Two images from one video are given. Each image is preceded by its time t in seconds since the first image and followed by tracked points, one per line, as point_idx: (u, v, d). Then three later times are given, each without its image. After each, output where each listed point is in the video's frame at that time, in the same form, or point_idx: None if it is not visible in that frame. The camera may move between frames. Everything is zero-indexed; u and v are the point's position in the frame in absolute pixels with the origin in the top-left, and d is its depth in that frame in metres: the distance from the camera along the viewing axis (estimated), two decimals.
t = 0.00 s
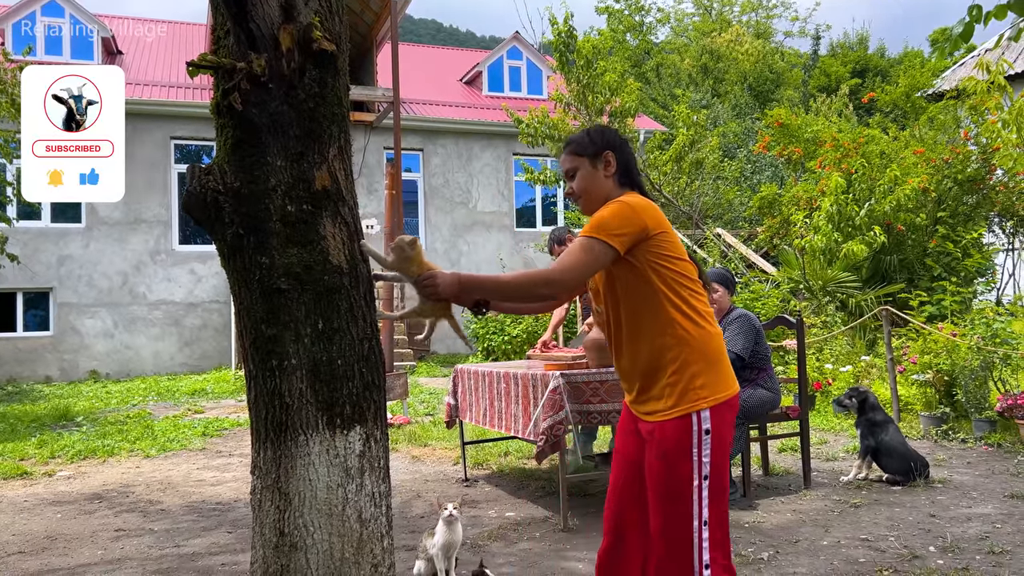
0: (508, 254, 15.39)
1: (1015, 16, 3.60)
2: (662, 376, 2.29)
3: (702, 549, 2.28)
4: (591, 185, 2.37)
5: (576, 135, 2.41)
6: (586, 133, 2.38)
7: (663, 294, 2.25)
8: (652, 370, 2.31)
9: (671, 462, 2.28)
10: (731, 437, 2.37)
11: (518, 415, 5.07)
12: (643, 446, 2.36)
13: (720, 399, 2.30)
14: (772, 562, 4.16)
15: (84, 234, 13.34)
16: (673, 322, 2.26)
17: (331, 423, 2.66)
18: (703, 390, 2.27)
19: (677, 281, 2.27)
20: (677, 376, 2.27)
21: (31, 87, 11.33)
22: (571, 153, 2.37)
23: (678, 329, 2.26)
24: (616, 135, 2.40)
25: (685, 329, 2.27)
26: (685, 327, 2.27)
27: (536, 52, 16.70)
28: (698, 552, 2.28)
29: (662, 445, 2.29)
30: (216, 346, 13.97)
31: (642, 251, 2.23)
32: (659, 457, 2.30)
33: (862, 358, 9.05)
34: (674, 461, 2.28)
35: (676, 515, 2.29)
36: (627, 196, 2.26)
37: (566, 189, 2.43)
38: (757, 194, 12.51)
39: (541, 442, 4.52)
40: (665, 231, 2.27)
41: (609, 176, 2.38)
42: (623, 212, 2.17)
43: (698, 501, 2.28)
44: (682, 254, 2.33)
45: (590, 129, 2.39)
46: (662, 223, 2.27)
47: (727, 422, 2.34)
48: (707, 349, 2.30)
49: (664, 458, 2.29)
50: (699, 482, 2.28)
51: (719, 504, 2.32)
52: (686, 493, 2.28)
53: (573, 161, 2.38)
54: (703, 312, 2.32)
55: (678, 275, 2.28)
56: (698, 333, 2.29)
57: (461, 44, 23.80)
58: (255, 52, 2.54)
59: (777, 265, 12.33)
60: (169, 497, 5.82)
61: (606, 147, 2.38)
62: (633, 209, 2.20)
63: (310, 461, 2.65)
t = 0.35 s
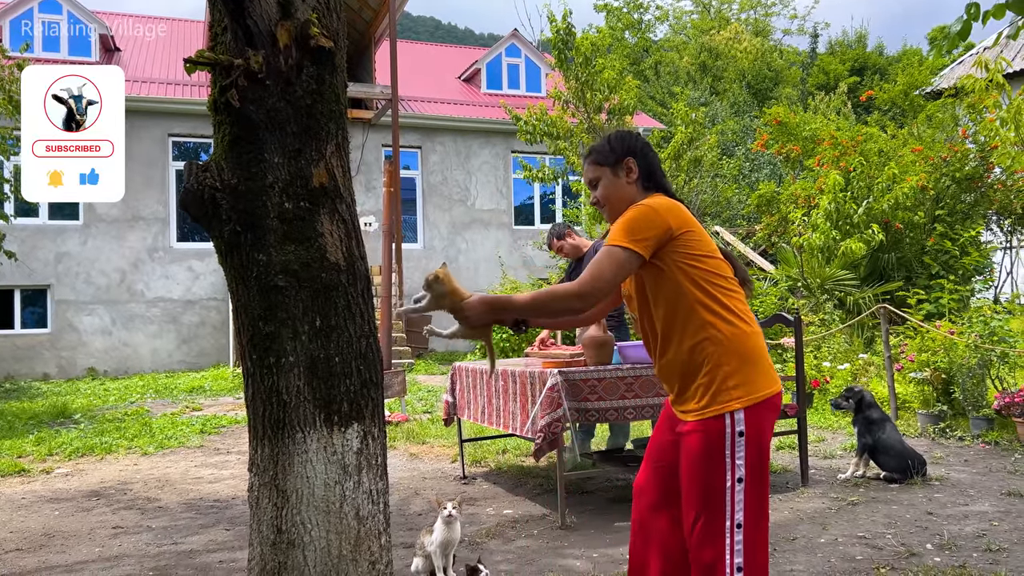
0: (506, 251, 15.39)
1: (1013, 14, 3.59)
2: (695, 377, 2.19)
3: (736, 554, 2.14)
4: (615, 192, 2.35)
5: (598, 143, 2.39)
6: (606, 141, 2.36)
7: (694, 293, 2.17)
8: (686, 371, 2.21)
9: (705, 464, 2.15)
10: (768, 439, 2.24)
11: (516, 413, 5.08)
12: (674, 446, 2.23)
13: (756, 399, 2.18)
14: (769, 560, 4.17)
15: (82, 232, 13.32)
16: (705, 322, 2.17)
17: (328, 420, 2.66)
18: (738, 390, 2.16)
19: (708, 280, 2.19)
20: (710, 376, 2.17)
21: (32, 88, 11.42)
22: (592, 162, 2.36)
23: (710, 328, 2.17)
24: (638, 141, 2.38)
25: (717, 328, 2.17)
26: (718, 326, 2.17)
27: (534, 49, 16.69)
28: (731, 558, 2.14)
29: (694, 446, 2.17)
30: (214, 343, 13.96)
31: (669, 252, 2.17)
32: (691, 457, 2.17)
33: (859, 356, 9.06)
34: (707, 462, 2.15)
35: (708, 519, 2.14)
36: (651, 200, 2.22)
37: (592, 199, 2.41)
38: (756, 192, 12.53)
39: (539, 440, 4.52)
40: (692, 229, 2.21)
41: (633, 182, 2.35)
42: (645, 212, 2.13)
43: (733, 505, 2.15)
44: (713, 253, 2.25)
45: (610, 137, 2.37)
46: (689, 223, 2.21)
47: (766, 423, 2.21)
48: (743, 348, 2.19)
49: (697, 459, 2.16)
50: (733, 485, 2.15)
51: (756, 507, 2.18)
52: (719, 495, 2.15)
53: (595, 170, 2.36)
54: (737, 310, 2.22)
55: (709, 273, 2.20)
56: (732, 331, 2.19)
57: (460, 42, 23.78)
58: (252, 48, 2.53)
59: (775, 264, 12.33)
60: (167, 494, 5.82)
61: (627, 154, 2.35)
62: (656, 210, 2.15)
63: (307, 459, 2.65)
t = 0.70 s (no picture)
0: (502, 246, 15.37)
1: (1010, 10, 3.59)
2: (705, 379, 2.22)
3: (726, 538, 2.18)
4: (597, 229, 2.40)
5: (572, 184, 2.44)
6: (577, 183, 2.41)
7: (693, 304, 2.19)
8: (697, 377, 2.24)
9: (702, 451, 2.20)
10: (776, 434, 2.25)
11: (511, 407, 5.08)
12: (678, 431, 2.29)
13: (765, 392, 2.20)
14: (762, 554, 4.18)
15: (76, 224, 13.28)
16: (708, 326, 2.19)
17: (321, 414, 2.66)
18: (746, 383, 2.17)
19: (707, 288, 2.20)
20: (719, 376, 2.19)
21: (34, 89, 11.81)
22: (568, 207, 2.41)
23: (714, 332, 2.19)
24: (608, 174, 2.41)
25: (721, 330, 2.19)
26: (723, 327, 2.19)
27: (531, 43, 16.67)
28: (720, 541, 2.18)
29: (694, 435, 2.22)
30: (209, 337, 13.93)
31: (662, 271, 2.19)
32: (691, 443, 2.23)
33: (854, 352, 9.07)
34: (704, 450, 2.20)
35: (698, 501, 2.21)
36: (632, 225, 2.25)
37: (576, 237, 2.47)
38: (752, 188, 12.55)
39: (533, 435, 4.52)
40: (678, 241, 2.22)
41: (611, 216, 2.39)
42: (629, 241, 2.15)
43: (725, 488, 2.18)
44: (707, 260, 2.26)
45: (580, 178, 2.42)
46: (675, 237, 2.23)
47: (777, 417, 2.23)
48: (749, 344, 2.21)
49: (693, 445, 2.21)
50: (728, 473, 2.18)
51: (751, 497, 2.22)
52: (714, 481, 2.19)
53: (572, 214, 2.41)
54: (741, 309, 2.22)
55: (706, 280, 2.21)
56: (736, 331, 2.20)
57: (457, 35, 23.71)
58: (246, 41, 2.52)
59: (770, 260, 12.32)
60: (161, 488, 5.81)
61: (599, 190, 2.40)
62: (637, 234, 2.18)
63: (301, 452, 2.65)
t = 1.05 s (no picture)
0: (494, 236, 15.36)
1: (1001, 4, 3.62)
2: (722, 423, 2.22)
3: (697, 524, 2.21)
4: (569, 353, 2.29)
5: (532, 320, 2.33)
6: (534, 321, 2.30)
7: (684, 373, 2.19)
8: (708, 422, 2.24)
9: (699, 446, 2.22)
10: (784, 449, 2.25)
11: (501, 396, 5.07)
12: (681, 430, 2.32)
13: (774, 400, 2.21)
14: (749, 543, 4.21)
15: (65, 211, 13.19)
16: (706, 377, 2.20)
17: (310, 401, 2.66)
18: (757, 396, 2.20)
19: (691, 350, 2.19)
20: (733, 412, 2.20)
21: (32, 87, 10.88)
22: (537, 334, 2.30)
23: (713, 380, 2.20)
24: (562, 294, 2.27)
25: (719, 373, 2.20)
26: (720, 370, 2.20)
27: (524, 33, 16.61)
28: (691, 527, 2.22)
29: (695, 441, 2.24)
30: (200, 325, 13.89)
31: (644, 365, 2.17)
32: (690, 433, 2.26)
33: (843, 343, 9.12)
34: (701, 446, 2.21)
35: (683, 488, 2.24)
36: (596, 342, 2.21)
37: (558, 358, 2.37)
38: (744, 179, 12.59)
39: (523, 424, 4.54)
40: (644, 333, 2.18)
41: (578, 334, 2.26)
42: (601, 363, 2.10)
43: (712, 480, 2.21)
44: (677, 325, 2.24)
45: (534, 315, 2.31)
46: (637, 330, 2.19)
47: (796, 424, 2.24)
48: (751, 368, 2.21)
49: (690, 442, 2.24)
50: (720, 469, 2.20)
51: (735, 502, 2.23)
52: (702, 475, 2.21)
53: (543, 339, 2.31)
54: (729, 347, 2.22)
55: (689, 343, 2.20)
56: (732, 365, 2.21)
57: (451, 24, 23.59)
58: (234, 25, 2.51)
59: (761, 251, 12.33)
60: (150, 475, 5.80)
61: (557, 316, 2.27)
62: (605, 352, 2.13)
63: (289, 439, 2.65)
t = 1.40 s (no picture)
0: (483, 220, 15.33)
1: None
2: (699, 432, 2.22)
3: (663, 516, 2.25)
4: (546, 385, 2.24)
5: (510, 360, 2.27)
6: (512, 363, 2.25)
7: (658, 394, 2.17)
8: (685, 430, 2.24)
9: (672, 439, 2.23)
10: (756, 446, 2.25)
11: (488, 379, 5.07)
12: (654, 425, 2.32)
13: (748, 399, 2.20)
14: (733, 527, 4.24)
15: (50, 190, 13.04)
16: (678, 394, 2.18)
17: (295, 381, 2.64)
18: (730, 399, 2.19)
19: (661, 371, 2.16)
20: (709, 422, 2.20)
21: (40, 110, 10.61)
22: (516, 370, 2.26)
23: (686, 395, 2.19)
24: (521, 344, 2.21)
25: (690, 387, 2.18)
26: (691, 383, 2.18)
27: (515, 16, 16.49)
28: (659, 516, 2.26)
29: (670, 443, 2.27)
30: (186, 307, 13.80)
31: (619, 395, 2.13)
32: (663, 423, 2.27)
33: (830, 330, 9.18)
34: (674, 438, 2.22)
35: (654, 477, 2.27)
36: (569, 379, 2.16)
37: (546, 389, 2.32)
38: (733, 166, 12.60)
39: (509, 407, 4.53)
40: (619, 362, 2.13)
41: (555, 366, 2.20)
42: (573, 404, 2.06)
43: (682, 471, 2.23)
44: (645, 345, 2.19)
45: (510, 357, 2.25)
46: (606, 361, 2.13)
47: (772, 420, 2.23)
48: (721, 375, 2.19)
49: (665, 436, 2.25)
50: (691, 461, 2.21)
51: (704, 496, 2.26)
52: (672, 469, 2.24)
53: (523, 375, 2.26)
54: (700, 356, 2.20)
55: (658, 366, 2.16)
56: (703, 376, 2.19)
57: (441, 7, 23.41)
58: None
59: (750, 238, 12.36)
60: (135, 456, 5.77)
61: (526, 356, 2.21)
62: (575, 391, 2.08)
63: (273, 420, 2.63)
